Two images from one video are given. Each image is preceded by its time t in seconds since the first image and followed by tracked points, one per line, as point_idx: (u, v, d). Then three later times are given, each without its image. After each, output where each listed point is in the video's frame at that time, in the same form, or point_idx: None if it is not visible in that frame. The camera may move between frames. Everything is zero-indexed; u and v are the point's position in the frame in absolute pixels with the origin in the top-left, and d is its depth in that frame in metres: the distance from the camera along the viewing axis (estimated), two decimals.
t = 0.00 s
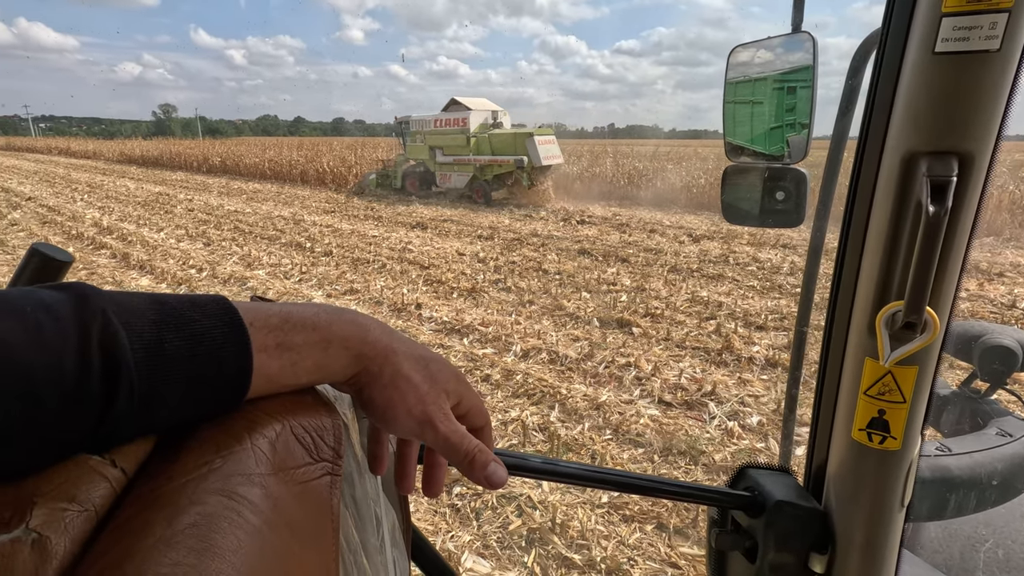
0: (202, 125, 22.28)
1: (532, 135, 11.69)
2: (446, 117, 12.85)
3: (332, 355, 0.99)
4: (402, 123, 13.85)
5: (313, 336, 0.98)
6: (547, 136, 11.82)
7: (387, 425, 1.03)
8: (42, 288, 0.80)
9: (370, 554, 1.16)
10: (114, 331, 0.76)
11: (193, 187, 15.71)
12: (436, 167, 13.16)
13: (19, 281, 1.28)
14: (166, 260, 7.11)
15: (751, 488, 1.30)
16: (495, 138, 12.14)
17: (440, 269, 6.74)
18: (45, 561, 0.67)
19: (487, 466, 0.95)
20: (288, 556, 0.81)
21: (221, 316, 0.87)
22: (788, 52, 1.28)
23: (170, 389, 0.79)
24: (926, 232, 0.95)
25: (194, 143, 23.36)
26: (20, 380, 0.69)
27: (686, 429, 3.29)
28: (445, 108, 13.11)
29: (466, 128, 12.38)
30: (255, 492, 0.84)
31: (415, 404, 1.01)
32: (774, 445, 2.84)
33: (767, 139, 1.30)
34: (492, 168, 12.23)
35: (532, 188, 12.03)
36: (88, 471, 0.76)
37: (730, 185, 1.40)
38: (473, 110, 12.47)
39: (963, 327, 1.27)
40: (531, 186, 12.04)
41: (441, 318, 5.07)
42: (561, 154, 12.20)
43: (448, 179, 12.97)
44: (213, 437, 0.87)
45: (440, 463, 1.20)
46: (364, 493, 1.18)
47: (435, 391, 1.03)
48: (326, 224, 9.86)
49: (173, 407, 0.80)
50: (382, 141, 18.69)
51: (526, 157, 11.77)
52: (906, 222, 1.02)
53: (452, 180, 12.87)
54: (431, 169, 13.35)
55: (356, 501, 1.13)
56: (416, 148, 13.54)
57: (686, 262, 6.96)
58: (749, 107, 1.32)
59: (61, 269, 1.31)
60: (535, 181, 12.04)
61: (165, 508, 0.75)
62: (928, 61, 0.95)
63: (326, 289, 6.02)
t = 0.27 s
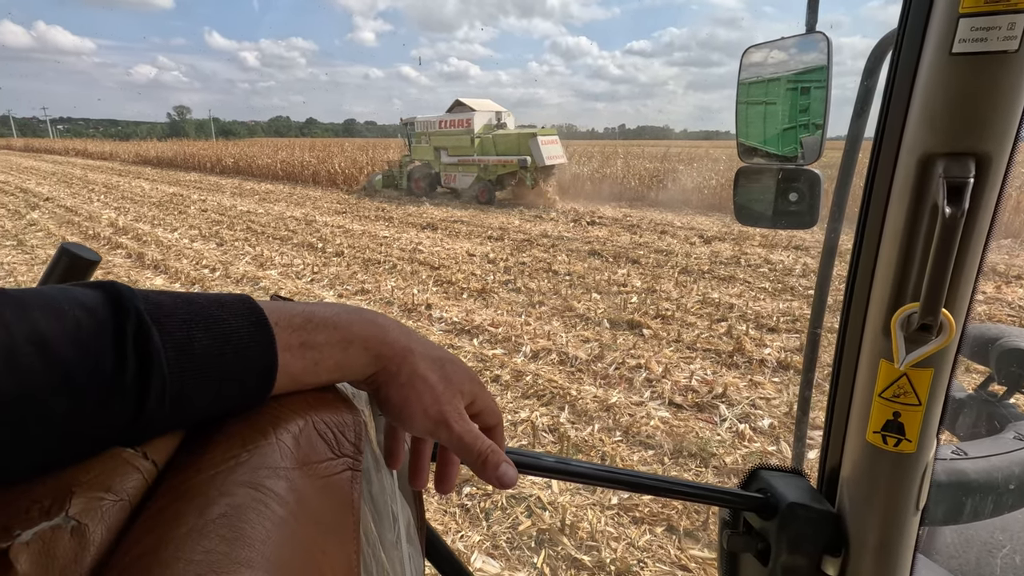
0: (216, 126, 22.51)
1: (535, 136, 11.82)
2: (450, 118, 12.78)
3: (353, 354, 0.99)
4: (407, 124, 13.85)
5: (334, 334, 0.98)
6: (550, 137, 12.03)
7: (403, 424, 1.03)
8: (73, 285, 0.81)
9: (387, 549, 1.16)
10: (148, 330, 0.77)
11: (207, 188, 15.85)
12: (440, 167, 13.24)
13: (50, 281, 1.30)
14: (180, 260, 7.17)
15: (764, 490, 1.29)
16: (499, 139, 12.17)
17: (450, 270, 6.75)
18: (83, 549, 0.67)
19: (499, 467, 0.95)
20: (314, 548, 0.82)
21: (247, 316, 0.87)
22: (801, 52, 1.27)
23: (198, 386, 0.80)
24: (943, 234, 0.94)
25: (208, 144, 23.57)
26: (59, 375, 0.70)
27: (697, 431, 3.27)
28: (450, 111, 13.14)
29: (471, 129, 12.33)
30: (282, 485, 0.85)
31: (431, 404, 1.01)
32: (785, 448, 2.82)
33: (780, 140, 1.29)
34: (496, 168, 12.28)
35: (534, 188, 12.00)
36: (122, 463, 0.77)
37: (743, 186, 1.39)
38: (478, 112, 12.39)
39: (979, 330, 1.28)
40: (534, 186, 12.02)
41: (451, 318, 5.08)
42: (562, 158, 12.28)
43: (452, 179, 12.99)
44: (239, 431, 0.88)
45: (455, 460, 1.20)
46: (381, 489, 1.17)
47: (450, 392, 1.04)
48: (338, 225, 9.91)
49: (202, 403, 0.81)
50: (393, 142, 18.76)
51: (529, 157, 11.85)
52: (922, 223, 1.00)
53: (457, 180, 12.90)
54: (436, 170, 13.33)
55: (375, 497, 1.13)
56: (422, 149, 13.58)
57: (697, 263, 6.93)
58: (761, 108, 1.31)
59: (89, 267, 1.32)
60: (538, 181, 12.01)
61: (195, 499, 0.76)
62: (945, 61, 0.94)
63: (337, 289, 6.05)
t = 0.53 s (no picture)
0: (228, 128, 22.71)
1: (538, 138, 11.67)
2: (455, 119, 12.79)
3: (368, 352, 0.99)
4: (413, 126, 13.87)
5: (349, 332, 0.98)
6: (553, 138, 11.83)
7: (416, 422, 1.03)
8: (98, 282, 0.82)
9: (398, 547, 1.16)
10: (168, 325, 0.77)
11: (219, 188, 15.96)
12: (445, 168, 13.14)
13: (67, 278, 1.31)
14: (192, 260, 7.22)
15: (775, 493, 1.28)
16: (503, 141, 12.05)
17: (459, 271, 6.75)
18: (100, 542, 0.68)
19: (511, 469, 0.95)
20: (327, 543, 0.81)
21: (263, 313, 0.88)
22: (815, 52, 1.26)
23: (214, 382, 0.80)
24: (960, 235, 0.93)
25: (220, 146, 23.74)
26: (81, 369, 0.70)
27: (706, 434, 3.25)
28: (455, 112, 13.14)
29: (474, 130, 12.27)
30: (294, 481, 0.84)
31: (444, 404, 1.01)
32: (797, 452, 2.79)
33: (792, 141, 1.28)
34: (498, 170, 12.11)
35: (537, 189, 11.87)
36: (135, 457, 0.77)
37: (755, 187, 1.38)
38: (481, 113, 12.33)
39: (995, 334, 1.29)
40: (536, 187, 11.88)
41: (460, 319, 5.08)
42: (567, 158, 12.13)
43: (456, 180, 12.93)
44: (251, 427, 0.88)
45: (467, 459, 1.20)
46: (392, 487, 1.17)
47: (463, 392, 1.04)
48: (348, 226, 9.94)
49: (217, 398, 0.81)
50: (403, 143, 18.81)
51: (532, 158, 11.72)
52: (939, 223, 0.99)
53: (461, 181, 12.82)
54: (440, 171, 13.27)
55: (385, 495, 1.12)
56: (427, 151, 13.62)
57: (708, 265, 6.89)
58: (774, 108, 1.30)
59: (105, 265, 1.33)
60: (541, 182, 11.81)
61: (209, 494, 0.76)
62: (963, 60, 0.93)
63: (347, 289, 6.07)
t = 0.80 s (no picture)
0: (240, 130, 22.88)
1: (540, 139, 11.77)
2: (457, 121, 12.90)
3: (371, 353, 0.98)
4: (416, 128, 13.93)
5: (352, 333, 0.98)
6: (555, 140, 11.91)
7: (418, 423, 1.03)
8: (104, 281, 0.82)
9: (398, 548, 1.15)
10: (171, 322, 0.77)
11: (230, 190, 16.07)
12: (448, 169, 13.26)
13: (74, 278, 1.31)
14: (203, 261, 7.27)
15: (783, 498, 1.26)
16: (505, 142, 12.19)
17: (468, 273, 6.76)
18: (100, 539, 0.68)
19: (512, 472, 0.95)
20: (325, 544, 0.81)
21: (266, 311, 0.87)
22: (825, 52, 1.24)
23: (216, 381, 0.80)
24: (970, 237, 0.91)
25: (231, 148, 23.92)
26: (84, 367, 0.70)
27: (714, 437, 3.23)
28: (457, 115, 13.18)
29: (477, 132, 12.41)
30: (293, 481, 0.84)
31: (447, 406, 1.01)
32: (806, 457, 2.77)
33: (802, 142, 1.26)
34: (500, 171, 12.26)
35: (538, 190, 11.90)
36: (136, 455, 0.77)
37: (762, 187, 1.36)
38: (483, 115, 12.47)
39: (1008, 339, 1.27)
40: (537, 188, 11.91)
41: (467, 320, 5.08)
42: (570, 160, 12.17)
43: (459, 182, 12.99)
44: (252, 427, 0.88)
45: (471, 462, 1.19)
46: (395, 488, 1.17)
47: (467, 394, 1.03)
48: (357, 228, 9.98)
49: (218, 397, 0.81)
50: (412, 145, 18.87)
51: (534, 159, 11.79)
52: (949, 226, 0.98)
53: (464, 182, 12.90)
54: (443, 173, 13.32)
55: (387, 496, 1.12)
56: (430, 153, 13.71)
57: (717, 268, 6.85)
58: (783, 109, 1.28)
59: (111, 265, 1.33)
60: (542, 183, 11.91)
61: (208, 493, 0.76)
62: (973, 60, 0.92)
63: (356, 291, 6.09)
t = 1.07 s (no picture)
0: (250, 132, 23.03)
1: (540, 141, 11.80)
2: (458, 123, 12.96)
3: (375, 354, 0.98)
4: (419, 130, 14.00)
5: (359, 334, 0.98)
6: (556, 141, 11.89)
7: (426, 422, 1.03)
8: (113, 281, 0.82)
9: (403, 548, 1.16)
10: (179, 326, 0.77)
11: (239, 191, 16.17)
12: (449, 170, 13.28)
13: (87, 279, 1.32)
14: (213, 261, 7.33)
15: (789, 502, 1.26)
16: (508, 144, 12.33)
17: (475, 274, 6.76)
18: (110, 537, 0.68)
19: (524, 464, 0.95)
20: (330, 543, 0.81)
21: (273, 313, 0.88)
22: (833, 54, 1.23)
23: (223, 383, 0.81)
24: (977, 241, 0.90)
25: (241, 149, 24.07)
26: (96, 367, 0.71)
27: (722, 440, 3.21)
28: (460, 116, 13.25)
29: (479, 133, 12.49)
30: (298, 482, 0.84)
31: (454, 402, 1.01)
32: (815, 461, 2.75)
33: (811, 144, 1.25)
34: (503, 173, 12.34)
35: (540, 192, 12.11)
36: (146, 454, 0.78)
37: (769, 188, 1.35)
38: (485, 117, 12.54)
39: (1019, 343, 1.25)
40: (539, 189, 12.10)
41: (474, 322, 5.09)
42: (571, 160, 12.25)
43: (461, 182, 13.05)
44: (258, 428, 0.88)
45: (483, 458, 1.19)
46: (400, 489, 1.17)
47: (474, 391, 1.03)
48: (365, 229, 10.02)
49: (225, 398, 0.82)
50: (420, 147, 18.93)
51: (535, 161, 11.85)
52: (956, 230, 0.97)
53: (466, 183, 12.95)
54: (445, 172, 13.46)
55: (392, 497, 1.12)
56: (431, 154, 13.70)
57: (725, 270, 6.82)
58: (791, 112, 1.27)
59: (122, 267, 1.33)
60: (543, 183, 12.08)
61: (216, 493, 0.76)
62: (981, 63, 0.91)
63: (364, 292, 6.11)
